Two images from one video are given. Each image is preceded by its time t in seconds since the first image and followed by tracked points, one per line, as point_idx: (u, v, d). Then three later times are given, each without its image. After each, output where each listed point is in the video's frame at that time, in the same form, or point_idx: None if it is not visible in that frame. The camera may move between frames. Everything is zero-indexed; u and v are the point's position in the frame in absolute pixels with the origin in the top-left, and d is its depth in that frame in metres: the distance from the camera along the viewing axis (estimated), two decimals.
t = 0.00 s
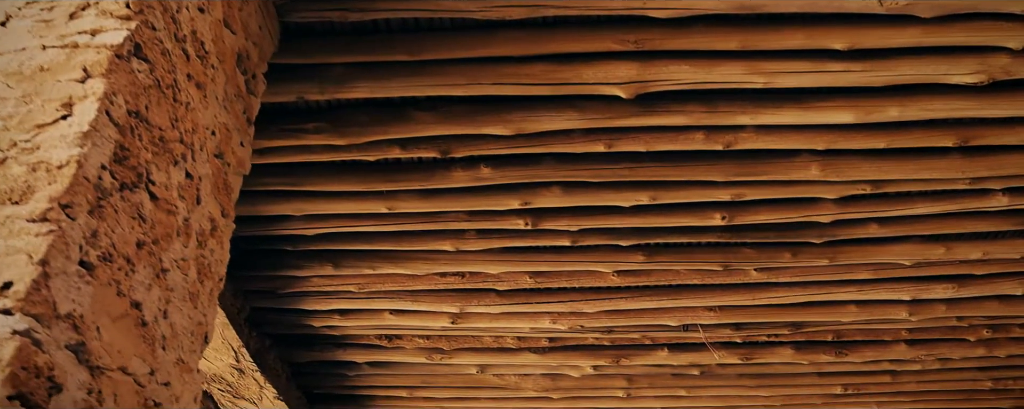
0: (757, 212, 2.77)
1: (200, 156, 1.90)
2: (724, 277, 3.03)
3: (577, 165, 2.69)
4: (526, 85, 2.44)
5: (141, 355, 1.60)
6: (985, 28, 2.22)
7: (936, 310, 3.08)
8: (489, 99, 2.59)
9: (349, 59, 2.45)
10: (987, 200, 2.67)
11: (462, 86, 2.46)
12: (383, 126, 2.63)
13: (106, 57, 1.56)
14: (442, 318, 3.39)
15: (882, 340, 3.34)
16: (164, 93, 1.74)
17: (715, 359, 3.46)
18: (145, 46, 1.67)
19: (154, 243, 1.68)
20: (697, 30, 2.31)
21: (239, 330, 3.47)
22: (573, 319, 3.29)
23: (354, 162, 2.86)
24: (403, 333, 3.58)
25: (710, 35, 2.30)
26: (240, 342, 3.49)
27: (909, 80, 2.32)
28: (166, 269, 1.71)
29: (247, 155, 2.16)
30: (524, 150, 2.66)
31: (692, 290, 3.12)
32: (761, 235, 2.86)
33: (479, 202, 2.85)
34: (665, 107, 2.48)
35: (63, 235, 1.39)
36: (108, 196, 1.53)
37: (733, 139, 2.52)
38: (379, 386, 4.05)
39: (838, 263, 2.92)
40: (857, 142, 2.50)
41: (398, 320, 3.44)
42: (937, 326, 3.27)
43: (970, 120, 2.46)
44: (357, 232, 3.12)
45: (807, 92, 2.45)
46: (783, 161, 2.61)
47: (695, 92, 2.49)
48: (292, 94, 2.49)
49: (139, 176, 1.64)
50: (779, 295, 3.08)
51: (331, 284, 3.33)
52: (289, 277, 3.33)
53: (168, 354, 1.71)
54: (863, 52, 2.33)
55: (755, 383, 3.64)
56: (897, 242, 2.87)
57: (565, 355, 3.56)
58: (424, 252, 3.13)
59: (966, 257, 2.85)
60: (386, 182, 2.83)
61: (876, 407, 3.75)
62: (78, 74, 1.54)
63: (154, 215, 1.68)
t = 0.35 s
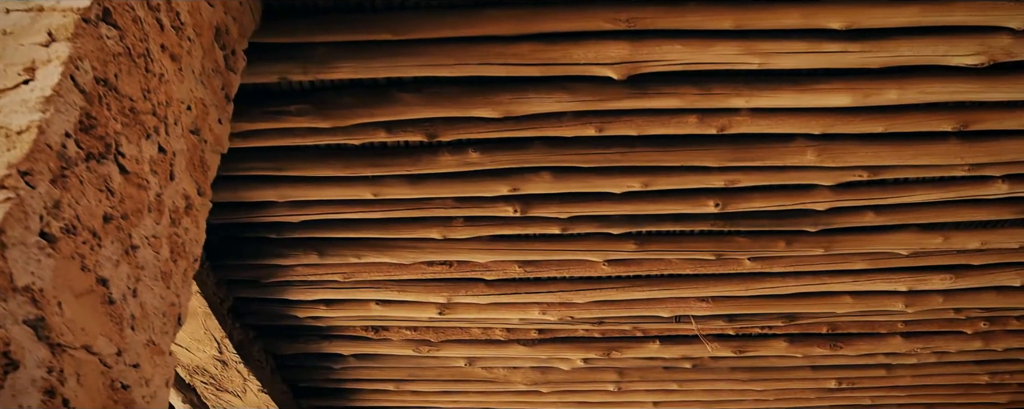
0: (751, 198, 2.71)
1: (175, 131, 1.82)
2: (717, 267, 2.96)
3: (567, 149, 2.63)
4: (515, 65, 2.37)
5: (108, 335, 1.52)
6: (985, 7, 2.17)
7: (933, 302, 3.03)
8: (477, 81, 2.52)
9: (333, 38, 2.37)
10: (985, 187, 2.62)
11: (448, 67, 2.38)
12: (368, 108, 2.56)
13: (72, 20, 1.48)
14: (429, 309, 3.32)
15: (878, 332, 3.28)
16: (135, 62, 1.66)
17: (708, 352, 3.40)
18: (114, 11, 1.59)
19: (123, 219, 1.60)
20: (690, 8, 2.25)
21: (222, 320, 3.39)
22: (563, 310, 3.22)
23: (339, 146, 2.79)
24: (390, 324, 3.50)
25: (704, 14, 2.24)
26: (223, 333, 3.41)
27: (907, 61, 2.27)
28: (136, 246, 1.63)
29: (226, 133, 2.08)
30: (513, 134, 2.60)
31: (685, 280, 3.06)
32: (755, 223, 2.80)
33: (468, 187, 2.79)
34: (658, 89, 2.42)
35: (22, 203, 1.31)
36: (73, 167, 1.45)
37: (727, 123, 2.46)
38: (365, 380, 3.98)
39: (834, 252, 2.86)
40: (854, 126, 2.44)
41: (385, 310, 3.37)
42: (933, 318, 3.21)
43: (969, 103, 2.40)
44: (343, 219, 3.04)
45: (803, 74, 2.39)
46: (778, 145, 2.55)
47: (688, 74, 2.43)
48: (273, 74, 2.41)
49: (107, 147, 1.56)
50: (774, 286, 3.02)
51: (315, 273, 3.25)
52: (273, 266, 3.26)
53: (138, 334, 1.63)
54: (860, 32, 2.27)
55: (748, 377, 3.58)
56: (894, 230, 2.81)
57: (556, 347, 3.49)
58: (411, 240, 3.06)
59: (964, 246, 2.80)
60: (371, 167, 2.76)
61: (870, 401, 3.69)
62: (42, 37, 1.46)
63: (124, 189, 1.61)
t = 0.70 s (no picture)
0: (748, 183, 2.64)
1: (149, 99, 1.74)
2: (713, 255, 2.89)
3: (559, 131, 2.55)
4: (506, 42, 2.29)
5: (73, 308, 1.44)
6: None
7: (933, 291, 2.96)
8: (468, 58, 2.44)
9: (319, 12, 2.29)
10: (989, 172, 2.55)
11: (437, 43, 2.30)
12: (355, 86, 2.48)
13: None
14: (418, 298, 3.24)
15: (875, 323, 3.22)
16: (106, 24, 1.57)
17: (703, 343, 3.34)
18: None
19: (91, 187, 1.51)
20: None
21: (205, 309, 3.30)
22: (555, 299, 3.15)
23: (325, 127, 2.71)
24: (378, 314, 3.42)
25: None
26: (206, 322, 3.32)
27: (910, 40, 2.21)
28: (104, 217, 1.55)
29: (205, 106, 1.99)
30: (504, 114, 2.52)
31: (679, 268, 2.99)
32: (752, 209, 2.73)
33: (457, 170, 2.71)
34: (653, 68, 2.34)
35: None
36: (35, 129, 1.37)
37: (725, 103, 2.39)
38: (352, 371, 3.89)
39: (832, 239, 2.79)
40: (855, 108, 2.37)
41: (373, 299, 3.29)
42: (932, 309, 3.15)
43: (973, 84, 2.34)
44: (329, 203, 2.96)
45: (803, 53, 2.32)
46: (776, 128, 2.48)
47: (685, 53, 2.36)
48: (255, 50, 2.33)
49: (74, 111, 1.47)
50: (770, 274, 2.95)
51: (301, 261, 3.17)
52: (257, 253, 3.17)
53: (106, 310, 1.55)
54: (863, 9, 2.20)
55: (743, 370, 3.51)
56: (894, 217, 2.74)
57: (547, 338, 3.41)
58: (399, 226, 2.98)
59: (966, 234, 2.73)
60: (358, 149, 2.68)
61: (866, 395, 3.63)
62: None
63: (92, 156, 1.52)
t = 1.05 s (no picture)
0: (746, 165, 2.57)
1: (126, 63, 1.65)
2: (710, 239, 2.83)
3: (554, 109, 2.48)
4: (499, 15, 2.22)
5: (39, 275, 1.37)
6: None
7: (934, 278, 2.90)
8: (459, 33, 2.37)
9: None
10: (992, 154, 2.49)
11: (427, 16, 2.22)
12: (343, 61, 2.41)
13: None
14: (409, 284, 3.16)
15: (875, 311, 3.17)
16: None
17: (699, 332, 3.28)
18: None
19: (59, 150, 1.43)
20: None
21: (191, 294, 3.22)
22: (549, 284, 3.08)
23: (312, 105, 2.63)
24: (368, 301, 3.34)
25: None
26: (192, 308, 3.24)
27: (915, 14, 2.14)
28: (74, 182, 1.47)
29: (187, 74, 1.91)
30: (497, 91, 2.45)
31: (675, 253, 2.92)
32: (750, 192, 2.66)
33: (448, 150, 2.64)
34: (651, 43, 2.27)
35: None
36: None
37: (724, 81, 2.32)
38: (342, 360, 3.82)
39: (832, 224, 2.73)
40: (857, 85, 2.31)
41: (362, 285, 3.21)
42: (933, 297, 3.10)
43: (978, 62, 2.28)
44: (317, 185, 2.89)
45: (804, 29, 2.26)
46: (776, 106, 2.41)
47: (684, 28, 2.29)
48: (240, 22, 2.25)
49: (41, 68, 1.39)
50: (769, 260, 2.89)
51: (289, 245, 3.09)
52: (244, 237, 3.10)
53: (75, 280, 1.47)
54: None
55: (740, 359, 3.45)
56: (896, 201, 2.68)
57: (540, 326, 3.35)
58: (389, 208, 2.91)
59: (969, 218, 2.68)
60: (347, 127, 2.61)
61: (865, 385, 3.59)
62: None
63: (61, 118, 1.44)
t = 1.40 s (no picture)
0: (748, 140, 2.50)
1: (102, 11, 1.57)
2: (710, 218, 2.76)
3: (550, 80, 2.41)
4: None
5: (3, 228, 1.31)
6: None
7: (938, 260, 2.85)
8: None
9: None
10: (1000, 130, 2.43)
11: None
12: (333, 29, 2.32)
13: None
14: (400, 264, 3.07)
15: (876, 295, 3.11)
16: None
17: (697, 317, 3.23)
18: None
19: (26, 97, 1.35)
20: None
21: (176, 275, 3.13)
22: (543, 265, 2.99)
23: (301, 75, 2.55)
24: (357, 283, 3.26)
25: None
26: (177, 288, 3.16)
27: None
28: (43, 132, 1.39)
29: (168, 31, 1.82)
30: (491, 61, 2.37)
31: (674, 233, 2.85)
32: (751, 169, 2.59)
33: (441, 124, 2.56)
34: (651, 10, 2.20)
35: None
36: None
37: (726, 50, 2.25)
38: (332, 346, 3.74)
39: (834, 202, 2.66)
40: (863, 56, 2.24)
41: (352, 265, 3.12)
42: (935, 281, 3.03)
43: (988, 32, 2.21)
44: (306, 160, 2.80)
45: None
46: (779, 78, 2.34)
47: None
48: None
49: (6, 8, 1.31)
50: (769, 241, 2.82)
51: (277, 224, 3.00)
52: (231, 215, 3.01)
53: (43, 236, 1.39)
54: None
55: (738, 345, 3.38)
56: (900, 180, 2.61)
57: (534, 310, 3.27)
58: (380, 186, 2.83)
59: (974, 198, 2.61)
60: (337, 99, 2.52)
61: (864, 373, 3.53)
62: None
63: (28, 63, 1.36)
